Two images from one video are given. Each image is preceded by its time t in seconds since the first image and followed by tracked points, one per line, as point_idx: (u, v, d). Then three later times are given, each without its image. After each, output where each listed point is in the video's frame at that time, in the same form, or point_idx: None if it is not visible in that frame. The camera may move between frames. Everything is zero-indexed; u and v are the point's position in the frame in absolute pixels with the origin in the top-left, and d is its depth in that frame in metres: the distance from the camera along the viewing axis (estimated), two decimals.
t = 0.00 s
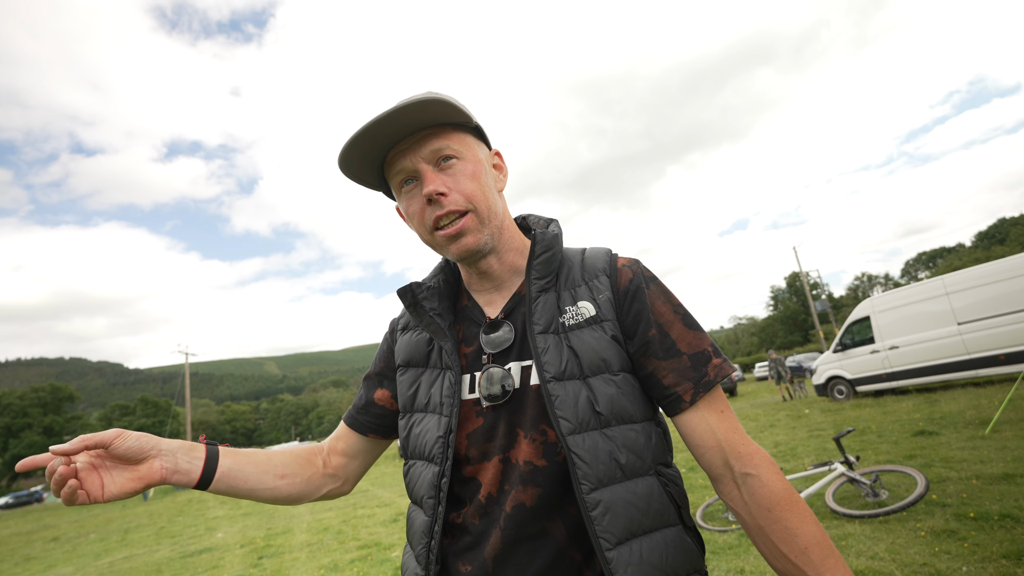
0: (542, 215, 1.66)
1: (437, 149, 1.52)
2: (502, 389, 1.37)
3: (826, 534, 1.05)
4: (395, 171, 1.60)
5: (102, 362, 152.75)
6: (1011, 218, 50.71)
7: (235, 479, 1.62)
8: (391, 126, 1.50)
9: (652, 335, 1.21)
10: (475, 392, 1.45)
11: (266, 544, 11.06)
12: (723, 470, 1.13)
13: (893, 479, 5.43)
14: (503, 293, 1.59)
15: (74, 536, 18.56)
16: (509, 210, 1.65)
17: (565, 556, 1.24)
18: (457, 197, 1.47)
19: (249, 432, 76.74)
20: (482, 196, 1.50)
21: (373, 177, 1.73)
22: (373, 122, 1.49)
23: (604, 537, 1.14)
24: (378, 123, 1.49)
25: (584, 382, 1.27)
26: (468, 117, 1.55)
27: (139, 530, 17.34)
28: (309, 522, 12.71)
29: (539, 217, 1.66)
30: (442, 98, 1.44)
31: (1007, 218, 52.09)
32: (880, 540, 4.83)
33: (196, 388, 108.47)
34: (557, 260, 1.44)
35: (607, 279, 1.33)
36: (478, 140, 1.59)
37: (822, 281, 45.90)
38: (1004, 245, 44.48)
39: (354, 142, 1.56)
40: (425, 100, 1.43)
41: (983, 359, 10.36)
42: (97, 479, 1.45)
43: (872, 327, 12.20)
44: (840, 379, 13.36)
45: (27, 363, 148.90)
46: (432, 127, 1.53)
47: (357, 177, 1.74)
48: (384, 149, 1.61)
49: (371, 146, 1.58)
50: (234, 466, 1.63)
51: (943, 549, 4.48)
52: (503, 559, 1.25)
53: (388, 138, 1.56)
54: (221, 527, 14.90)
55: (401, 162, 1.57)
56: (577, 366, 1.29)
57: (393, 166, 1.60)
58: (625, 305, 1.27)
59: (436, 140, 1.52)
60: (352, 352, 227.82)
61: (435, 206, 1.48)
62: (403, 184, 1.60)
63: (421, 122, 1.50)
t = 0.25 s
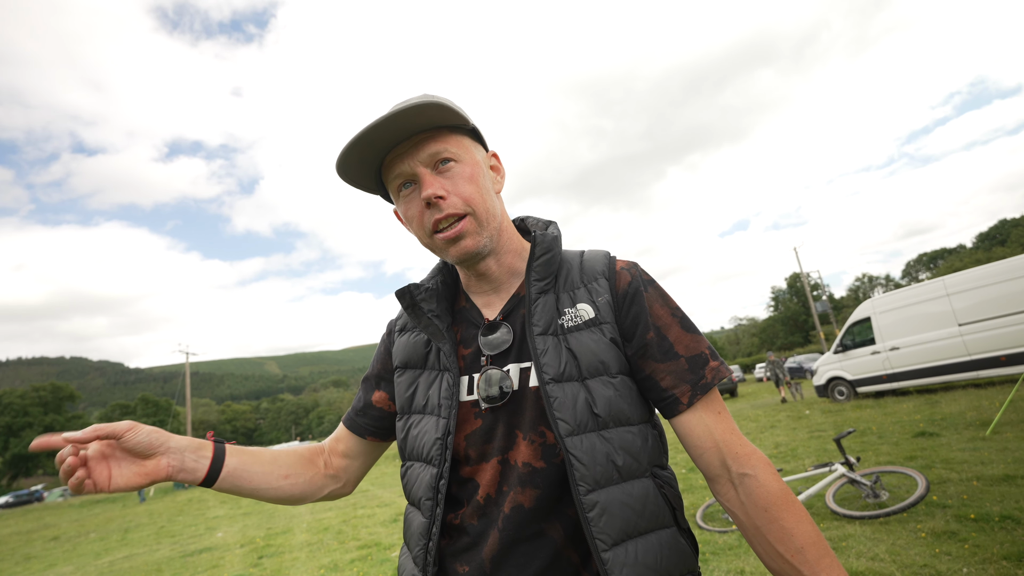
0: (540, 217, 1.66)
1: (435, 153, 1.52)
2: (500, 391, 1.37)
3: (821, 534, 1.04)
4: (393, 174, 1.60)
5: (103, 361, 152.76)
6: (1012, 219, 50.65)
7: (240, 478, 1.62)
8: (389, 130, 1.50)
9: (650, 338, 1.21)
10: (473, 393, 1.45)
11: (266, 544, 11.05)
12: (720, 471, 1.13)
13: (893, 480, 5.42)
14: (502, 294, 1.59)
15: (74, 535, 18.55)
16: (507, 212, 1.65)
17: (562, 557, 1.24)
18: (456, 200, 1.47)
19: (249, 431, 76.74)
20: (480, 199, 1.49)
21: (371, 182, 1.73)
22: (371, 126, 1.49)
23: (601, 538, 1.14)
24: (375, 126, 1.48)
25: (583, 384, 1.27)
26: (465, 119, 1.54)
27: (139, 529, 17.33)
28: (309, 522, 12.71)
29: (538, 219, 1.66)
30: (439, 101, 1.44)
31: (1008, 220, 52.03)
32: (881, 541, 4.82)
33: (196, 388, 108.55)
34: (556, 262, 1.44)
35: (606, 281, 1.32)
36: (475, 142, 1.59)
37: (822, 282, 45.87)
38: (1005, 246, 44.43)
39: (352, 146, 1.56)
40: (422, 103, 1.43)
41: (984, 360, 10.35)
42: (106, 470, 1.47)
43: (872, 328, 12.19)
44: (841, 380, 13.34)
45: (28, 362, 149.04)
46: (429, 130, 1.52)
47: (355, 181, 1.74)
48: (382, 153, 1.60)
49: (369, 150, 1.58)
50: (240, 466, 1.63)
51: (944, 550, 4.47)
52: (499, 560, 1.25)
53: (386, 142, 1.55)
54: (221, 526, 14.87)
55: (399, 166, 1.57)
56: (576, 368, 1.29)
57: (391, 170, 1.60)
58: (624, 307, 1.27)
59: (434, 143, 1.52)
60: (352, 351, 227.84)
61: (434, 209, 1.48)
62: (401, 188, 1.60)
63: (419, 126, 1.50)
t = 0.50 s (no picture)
0: (539, 220, 1.66)
1: (434, 156, 1.51)
2: (499, 394, 1.37)
3: (821, 537, 1.04)
4: (392, 177, 1.59)
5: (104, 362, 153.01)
6: (1014, 219, 50.55)
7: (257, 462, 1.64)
8: (388, 133, 1.50)
9: (649, 341, 1.21)
10: (472, 395, 1.45)
11: (268, 544, 11.05)
12: (719, 473, 1.13)
13: (894, 481, 5.42)
14: (500, 297, 1.59)
15: (76, 535, 18.58)
16: (506, 215, 1.65)
17: (560, 560, 1.24)
18: (455, 203, 1.47)
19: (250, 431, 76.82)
20: (479, 202, 1.49)
21: (370, 184, 1.73)
22: (370, 129, 1.49)
23: (600, 541, 1.14)
24: (374, 130, 1.48)
25: (582, 388, 1.27)
26: (464, 123, 1.54)
27: (140, 529, 17.36)
28: (310, 522, 12.71)
29: (536, 222, 1.66)
30: (438, 104, 1.44)
31: (1009, 219, 51.92)
32: (882, 541, 4.81)
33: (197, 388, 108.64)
34: (556, 265, 1.44)
35: (605, 285, 1.32)
36: (474, 145, 1.59)
37: (823, 282, 45.84)
38: (1007, 246, 44.34)
39: (351, 149, 1.56)
40: (421, 106, 1.43)
41: (986, 360, 10.33)
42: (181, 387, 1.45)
43: (873, 329, 12.18)
44: (842, 380, 13.33)
45: (29, 363, 149.28)
46: (428, 133, 1.52)
47: (353, 184, 1.74)
48: (381, 156, 1.60)
49: (368, 153, 1.58)
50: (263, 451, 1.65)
51: (946, 551, 4.47)
52: (497, 562, 1.25)
53: (385, 145, 1.55)
54: (222, 526, 14.88)
55: (398, 169, 1.56)
56: (575, 372, 1.29)
57: (390, 173, 1.59)
58: (623, 311, 1.27)
59: (433, 146, 1.52)
60: (353, 352, 227.96)
61: (433, 213, 1.48)
62: (399, 191, 1.60)
63: (418, 129, 1.50)
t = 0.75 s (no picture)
0: (544, 221, 1.66)
1: (443, 153, 1.52)
2: (501, 394, 1.37)
3: (823, 538, 1.04)
4: (401, 173, 1.60)
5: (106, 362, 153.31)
6: (1015, 219, 50.49)
7: (232, 480, 1.63)
8: (398, 129, 1.50)
9: (652, 344, 1.21)
10: (474, 395, 1.45)
11: (268, 544, 11.06)
12: (722, 474, 1.13)
13: (896, 481, 5.41)
14: (504, 296, 1.59)
15: (77, 535, 18.61)
16: (512, 215, 1.65)
17: (561, 561, 1.24)
18: (463, 201, 1.47)
19: (251, 431, 76.91)
20: (486, 201, 1.49)
21: (377, 179, 1.74)
22: (380, 123, 1.49)
23: (602, 542, 1.14)
24: (385, 125, 1.48)
25: (586, 389, 1.27)
26: (474, 121, 1.55)
27: (141, 529, 17.38)
28: (311, 522, 12.72)
29: (540, 223, 1.66)
30: (448, 101, 1.44)
31: (1011, 220, 51.86)
32: (884, 542, 4.81)
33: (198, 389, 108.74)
34: (560, 267, 1.44)
35: (609, 287, 1.32)
36: (483, 144, 1.59)
37: (824, 282, 45.82)
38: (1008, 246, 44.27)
39: (360, 144, 1.56)
40: (432, 103, 1.43)
41: (987, 360, 10.32)
42: (96, 483, 1.47)
43: (874, 329, 12.17)
44: (843, 380, 13.32)
45: (30, 363, 149.49)
46: (438, 131, 1.53)
47: (361, 179, 1.74)
48: (390, 151, 1.61)
49: (377, 149, 1.58)
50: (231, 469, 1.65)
51: (948, 551, 4.46)
52: (498, 563, 1.25)
53: (394, 141, 1.56)
54: (223, 526, 14.89)
55: (406, 165, 1.57)
56: (578, 373, 1.29)
57: (399, 169, 1.60)
58: (627, 313, 1.27)
59: (443, 143, 1.52)
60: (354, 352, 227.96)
61: (440, 210, 1.48)
62: (407, 186, 1.60)
63: (428, 126, 1.50)
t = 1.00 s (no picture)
0: (546, 222, 1.67)
1: (445, 155, 1.52)
2: (506, 395, 1.37)
3: (827, 537, 1.04)
4: (403, 175, 1.60)
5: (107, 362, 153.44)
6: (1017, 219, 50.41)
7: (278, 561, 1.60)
8: (400, 131, 1.50)
9: (656, 343, 1.21)
10: (479, 397, 1.45)
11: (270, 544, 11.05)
12: (726, 474, 1.13)
13: (898, 481, 5.40)
14: (507, 297, 1.59)
15: (78, 535, 18.62)
16: (514, 215, 1.65)
17: (566, 561, 1.24)
18: (465, 202, 1.47)
19: (252, 431, 76.98)
20: (488, 202, 1.50)
21: (380, 182, 1.74)
22: (381, 126, 1.49)
23: (608, 542, 1.14)
24: (387, 128, 1.49)
25: (590, 389, 1.27)
26: (475, 122, 1.55)
27: (143, 529, 17.40)
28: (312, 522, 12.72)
29: (543, 223, 1.66)
30: (449, 103, 1.45)
31: (1012, 220, 51.79)
32: (886, 542, 4.80)
33: (200, 389, 108.84)
34: (564, 267, 1.44)
35: (612, 287, 1.32)
36: (485, 146, 1.59)
37: (825, 282, 45.78)
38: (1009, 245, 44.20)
39: (362, 147, 1.56)
40: (433, 105, 1.43)
41: (989, 361, 10.30)
42: None
43: (875, 329, 12.16)
44: (844, 380, 13.30)
45: (32, 363, 149.67)
46: (440, 132, 1.53)
47: (364, 182, 1.74)
48: (392, 154, 1.61)
49: (379, 152, 1.59)
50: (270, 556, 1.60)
51: (950, 552, 4.46)
52: (504, 564, 1.25)
53: (396, 143, 1.56)
54: (224, 527, 14.88)
55: (408, 167, 1.57)
56: (583, 373, 1.29)
57: (401, 171, 1.60)
58: (630, 314, 1.26)
59: (445, 144, 1.52)
60: (355, 352, 227.98)
61: (443, 211, 1.48)
62: (409, 188, 1.61)
63: (430, 128, 1.51)
